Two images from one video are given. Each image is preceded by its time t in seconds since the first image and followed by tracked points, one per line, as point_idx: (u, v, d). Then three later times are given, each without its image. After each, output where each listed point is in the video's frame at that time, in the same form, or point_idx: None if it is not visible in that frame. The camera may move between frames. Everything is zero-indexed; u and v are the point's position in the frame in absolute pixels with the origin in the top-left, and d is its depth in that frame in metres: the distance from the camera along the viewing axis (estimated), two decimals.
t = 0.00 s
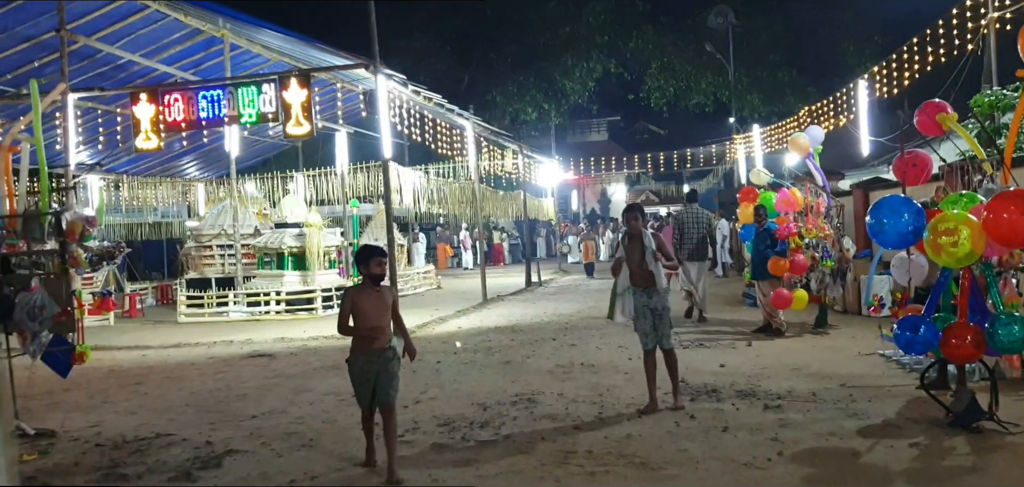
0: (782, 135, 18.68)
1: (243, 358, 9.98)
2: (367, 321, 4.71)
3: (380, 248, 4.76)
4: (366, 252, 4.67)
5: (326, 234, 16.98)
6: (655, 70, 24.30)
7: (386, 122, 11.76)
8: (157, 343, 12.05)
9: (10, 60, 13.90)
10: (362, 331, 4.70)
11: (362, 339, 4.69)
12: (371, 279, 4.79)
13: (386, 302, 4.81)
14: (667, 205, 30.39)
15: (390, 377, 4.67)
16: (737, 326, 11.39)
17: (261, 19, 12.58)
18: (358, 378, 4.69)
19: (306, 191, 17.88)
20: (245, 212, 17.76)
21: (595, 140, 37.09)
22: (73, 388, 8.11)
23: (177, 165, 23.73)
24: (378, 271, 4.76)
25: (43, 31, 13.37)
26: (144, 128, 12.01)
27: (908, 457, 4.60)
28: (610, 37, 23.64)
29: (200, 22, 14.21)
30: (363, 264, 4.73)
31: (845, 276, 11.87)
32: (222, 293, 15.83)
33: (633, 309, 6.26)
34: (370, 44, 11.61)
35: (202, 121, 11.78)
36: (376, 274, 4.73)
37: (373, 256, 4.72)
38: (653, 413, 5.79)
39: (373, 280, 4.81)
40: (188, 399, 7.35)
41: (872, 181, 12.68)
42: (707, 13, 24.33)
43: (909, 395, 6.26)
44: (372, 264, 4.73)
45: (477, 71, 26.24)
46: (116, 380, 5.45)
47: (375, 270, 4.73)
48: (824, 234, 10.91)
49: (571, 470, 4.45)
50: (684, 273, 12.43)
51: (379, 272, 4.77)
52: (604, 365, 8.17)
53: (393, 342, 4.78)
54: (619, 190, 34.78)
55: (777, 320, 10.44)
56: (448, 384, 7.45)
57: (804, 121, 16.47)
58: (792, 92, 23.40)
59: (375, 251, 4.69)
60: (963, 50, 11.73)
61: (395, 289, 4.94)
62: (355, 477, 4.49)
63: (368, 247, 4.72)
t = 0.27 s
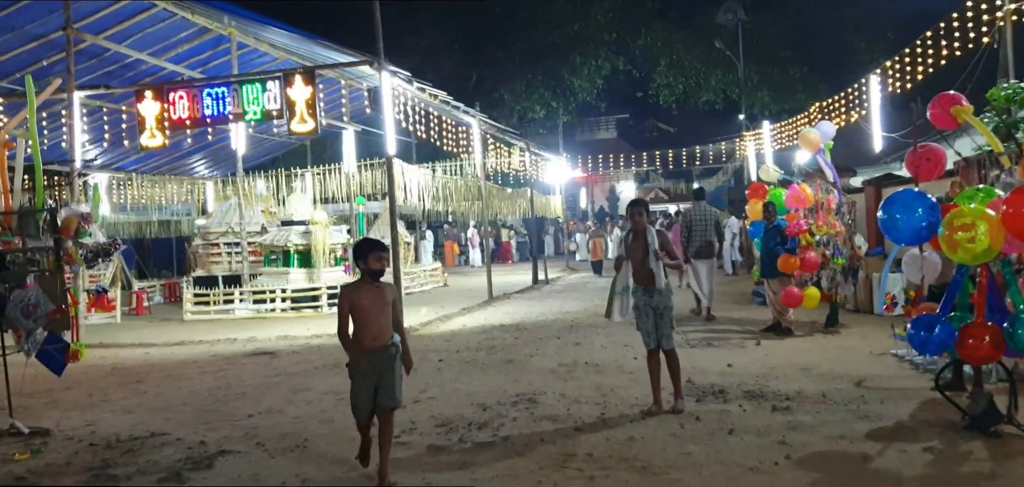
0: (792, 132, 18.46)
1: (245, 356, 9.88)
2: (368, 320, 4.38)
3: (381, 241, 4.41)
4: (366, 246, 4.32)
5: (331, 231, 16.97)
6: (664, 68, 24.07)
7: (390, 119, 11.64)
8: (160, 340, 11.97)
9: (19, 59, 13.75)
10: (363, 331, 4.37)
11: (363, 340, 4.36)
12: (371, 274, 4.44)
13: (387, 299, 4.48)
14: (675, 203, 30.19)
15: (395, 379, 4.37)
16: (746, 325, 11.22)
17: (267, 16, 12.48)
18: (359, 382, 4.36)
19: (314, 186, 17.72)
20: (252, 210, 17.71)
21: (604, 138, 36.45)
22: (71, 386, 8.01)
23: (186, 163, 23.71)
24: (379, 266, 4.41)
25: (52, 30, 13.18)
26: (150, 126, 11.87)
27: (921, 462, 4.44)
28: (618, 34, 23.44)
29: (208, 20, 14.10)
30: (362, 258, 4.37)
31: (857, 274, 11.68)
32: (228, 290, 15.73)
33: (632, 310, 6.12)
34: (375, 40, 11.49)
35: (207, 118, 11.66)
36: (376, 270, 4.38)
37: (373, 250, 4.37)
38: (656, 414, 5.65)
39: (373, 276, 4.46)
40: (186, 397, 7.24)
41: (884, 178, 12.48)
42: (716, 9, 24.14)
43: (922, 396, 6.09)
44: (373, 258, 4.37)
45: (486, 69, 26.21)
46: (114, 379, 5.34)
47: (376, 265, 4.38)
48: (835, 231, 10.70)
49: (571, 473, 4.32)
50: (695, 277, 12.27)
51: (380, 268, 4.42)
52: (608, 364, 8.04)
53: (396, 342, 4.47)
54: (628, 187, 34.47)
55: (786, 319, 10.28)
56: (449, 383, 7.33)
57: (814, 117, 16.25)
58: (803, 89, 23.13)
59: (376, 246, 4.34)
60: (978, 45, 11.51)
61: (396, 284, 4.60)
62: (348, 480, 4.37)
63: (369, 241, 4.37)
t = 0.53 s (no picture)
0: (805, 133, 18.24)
1: (250, 361, 9.79)
2: (365, 326, 4.25)
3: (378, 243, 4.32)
4: (364, 247, 4.22)
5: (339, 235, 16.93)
6: (677, 68, 23.84)
7: (397, 120, 11.56)
8: (167, 344, 11.91)
9: (26, 61, 13.75)
10: (359, 337, 4.24)
11: (359, 346, 4.23)
12: (368, 277, 4.33)
13: (385, 304, 4.37)
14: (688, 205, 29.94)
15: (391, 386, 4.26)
16: (757, 330, 11.05)
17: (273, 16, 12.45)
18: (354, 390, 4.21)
19: (324, 189, 17.64)
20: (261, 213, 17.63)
21: (617, 139, 36.23)
22: (73, 391, 7.93)
23: (197, 166, 23.67)
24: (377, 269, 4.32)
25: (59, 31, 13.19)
26: (155, 128, 11.86)
27: (936, 476, 4.29)
28: (631, 33, 23.18)
29: (215, 21, 14.07)
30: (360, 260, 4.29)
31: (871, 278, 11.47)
32: (236, 294, 15.67)
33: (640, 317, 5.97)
34: (381, 40, 11.42)
35: (212, 120, 11.62)
36: (373, 273, 4.28)
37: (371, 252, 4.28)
38: (663, 423, 5.52)
39: (371, 280, 4.36)
40: (188, 403, 7.15)
41: (899, 180, 12.27)
42: (729, 9, 23.95)
43: (937, 406, 5.92)
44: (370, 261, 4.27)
45: (497, 70, 26.09)
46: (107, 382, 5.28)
47: (374, 268, 4.28)
48: (849, 234, 10.41)
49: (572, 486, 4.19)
50: (703, 282, 12.12)
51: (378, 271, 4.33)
52: (616, 371, 7.90)
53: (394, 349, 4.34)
54: (640, 190, 34.29)
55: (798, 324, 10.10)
56: (452, 391, 7.21)
57: (828, 118, 16.05)
58: (817, 89, 22.84)
59: (373, 248, 4.24)
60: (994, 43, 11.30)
61: (395, 290, 4.49)
62: None
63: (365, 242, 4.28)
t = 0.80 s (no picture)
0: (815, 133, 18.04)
1: (252, 362, 9.70)
2: (359, 339, 4.03)
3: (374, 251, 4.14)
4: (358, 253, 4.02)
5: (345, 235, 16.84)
6: (685, 67, 23.69)
7: (401, 120, 11.46)
8: (170, 345, 11.84)
9: (32, 61, 13.64)
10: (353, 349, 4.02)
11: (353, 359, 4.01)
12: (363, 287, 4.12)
13: (380, 317, 4.13)
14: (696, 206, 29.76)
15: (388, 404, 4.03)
16: (765, 333, 10.90)
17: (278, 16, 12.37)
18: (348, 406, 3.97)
19: (330, 191, 17.66)
20: (267, 214, 17.52)
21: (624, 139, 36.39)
22: (73, 394, 7.84)
23: (203, 165, 23.58)
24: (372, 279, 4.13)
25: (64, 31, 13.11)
26: (158, 128, 11.79)
27: None
28: (639, 33, 23.02)
29: (220, 20, 14.00)
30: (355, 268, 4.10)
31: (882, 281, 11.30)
32: (241, 294, 15.61)
33: (646, 320, 5.88)
34: (385, 39, 11.32)
35: (215, 120, 11.56)
36: (368, 282, 4.07)
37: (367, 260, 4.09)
38: (667, 431, 5.40)
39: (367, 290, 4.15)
40: (186, 407, 7.04)
41: (910, 180, 12.11)
42: (738, 9, 23.79)
43: (950, 413, 5.77)
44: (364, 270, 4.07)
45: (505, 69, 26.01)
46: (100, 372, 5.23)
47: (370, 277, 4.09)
48: (860, 236, 10.27)
49: None
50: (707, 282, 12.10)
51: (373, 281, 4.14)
52: (621, 375, 7.77)
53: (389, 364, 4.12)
54: (648, 190, 34.14)
55: (807, 327, 9.95)
56: (454, 395, 7.09)
57: (838, 118, 15.87)
58: (827, 89, 22.56)
59: (369, 255, 4.04)
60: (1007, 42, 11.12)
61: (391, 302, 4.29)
62: None
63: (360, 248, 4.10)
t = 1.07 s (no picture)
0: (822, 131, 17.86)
1: (253, 362, 9.61)
2: (353, 347, 3.86)
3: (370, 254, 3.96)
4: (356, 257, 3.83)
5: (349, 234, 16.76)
6: (692, 65, 23.55)
7: (404, 117, 11.36)
8: (172, 344, 11.77)
9: (34, 59, 13.62)
10: (346, 358, 3.85)
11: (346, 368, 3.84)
12: (358, 292, 3.94)
13: (376, 324, 3.96)
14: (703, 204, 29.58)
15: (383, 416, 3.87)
16: (771, 333, 10.78)
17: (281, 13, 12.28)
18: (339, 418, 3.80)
19: (336, 189, 17.43)
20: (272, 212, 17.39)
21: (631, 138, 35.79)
22: (71, 394, 7.76)
23: (208, 164, 23.51)
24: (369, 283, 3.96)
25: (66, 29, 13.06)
26: (159, 126, 11.70)
27: None
28: (645, 31, 22.93)
29: (223, 18, 13.93)
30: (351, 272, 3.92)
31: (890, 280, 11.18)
32: (245, 293, 15.55)
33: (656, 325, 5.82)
34: (387, 36, 11.23)
35: (217, 118, 11.50)
36: (361, 286, 3.90)
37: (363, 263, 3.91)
38: (672, 433, 5.29)
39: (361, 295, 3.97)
40: (184, 407, 6.95)
41: (919, 179, 11.97)
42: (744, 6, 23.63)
43: (962, 416, 5.64)
44: (360, 274, 3.89)
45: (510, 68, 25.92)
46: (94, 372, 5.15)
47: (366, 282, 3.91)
48: (867, 235, 10.18)
49: None
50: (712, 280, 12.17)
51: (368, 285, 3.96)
52: (626, 375, 7.66)
53: (382, 373, 3.95)
54: (655, 189, 33.96)
55: (815, 328, 9.82)
56: (455, 395, 7.00)
57: (845, 115, 15.72)
58: (834, 87, 22.38)
59: (363, 256, 3.89)
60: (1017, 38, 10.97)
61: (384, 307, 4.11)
62: None
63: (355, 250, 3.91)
